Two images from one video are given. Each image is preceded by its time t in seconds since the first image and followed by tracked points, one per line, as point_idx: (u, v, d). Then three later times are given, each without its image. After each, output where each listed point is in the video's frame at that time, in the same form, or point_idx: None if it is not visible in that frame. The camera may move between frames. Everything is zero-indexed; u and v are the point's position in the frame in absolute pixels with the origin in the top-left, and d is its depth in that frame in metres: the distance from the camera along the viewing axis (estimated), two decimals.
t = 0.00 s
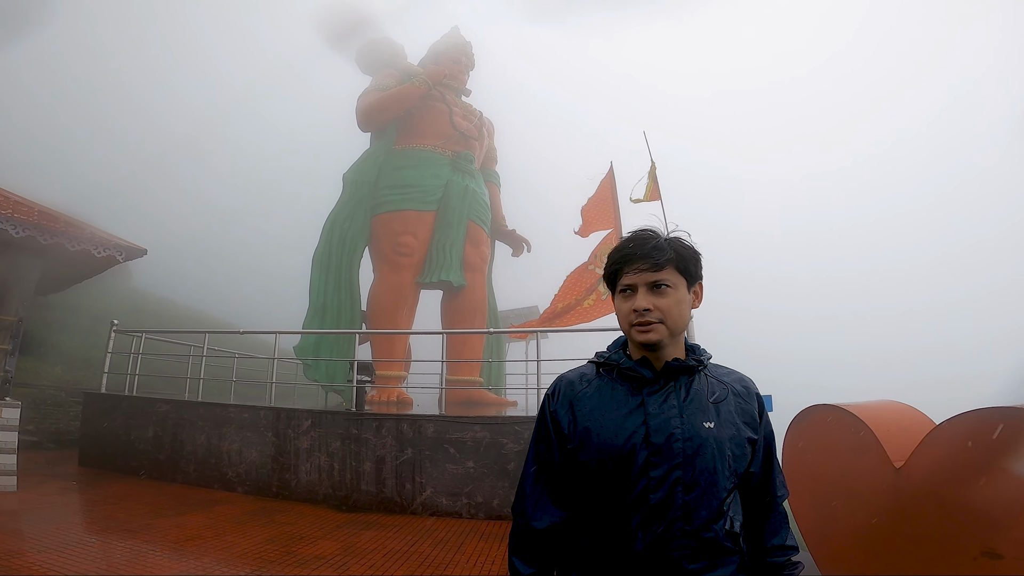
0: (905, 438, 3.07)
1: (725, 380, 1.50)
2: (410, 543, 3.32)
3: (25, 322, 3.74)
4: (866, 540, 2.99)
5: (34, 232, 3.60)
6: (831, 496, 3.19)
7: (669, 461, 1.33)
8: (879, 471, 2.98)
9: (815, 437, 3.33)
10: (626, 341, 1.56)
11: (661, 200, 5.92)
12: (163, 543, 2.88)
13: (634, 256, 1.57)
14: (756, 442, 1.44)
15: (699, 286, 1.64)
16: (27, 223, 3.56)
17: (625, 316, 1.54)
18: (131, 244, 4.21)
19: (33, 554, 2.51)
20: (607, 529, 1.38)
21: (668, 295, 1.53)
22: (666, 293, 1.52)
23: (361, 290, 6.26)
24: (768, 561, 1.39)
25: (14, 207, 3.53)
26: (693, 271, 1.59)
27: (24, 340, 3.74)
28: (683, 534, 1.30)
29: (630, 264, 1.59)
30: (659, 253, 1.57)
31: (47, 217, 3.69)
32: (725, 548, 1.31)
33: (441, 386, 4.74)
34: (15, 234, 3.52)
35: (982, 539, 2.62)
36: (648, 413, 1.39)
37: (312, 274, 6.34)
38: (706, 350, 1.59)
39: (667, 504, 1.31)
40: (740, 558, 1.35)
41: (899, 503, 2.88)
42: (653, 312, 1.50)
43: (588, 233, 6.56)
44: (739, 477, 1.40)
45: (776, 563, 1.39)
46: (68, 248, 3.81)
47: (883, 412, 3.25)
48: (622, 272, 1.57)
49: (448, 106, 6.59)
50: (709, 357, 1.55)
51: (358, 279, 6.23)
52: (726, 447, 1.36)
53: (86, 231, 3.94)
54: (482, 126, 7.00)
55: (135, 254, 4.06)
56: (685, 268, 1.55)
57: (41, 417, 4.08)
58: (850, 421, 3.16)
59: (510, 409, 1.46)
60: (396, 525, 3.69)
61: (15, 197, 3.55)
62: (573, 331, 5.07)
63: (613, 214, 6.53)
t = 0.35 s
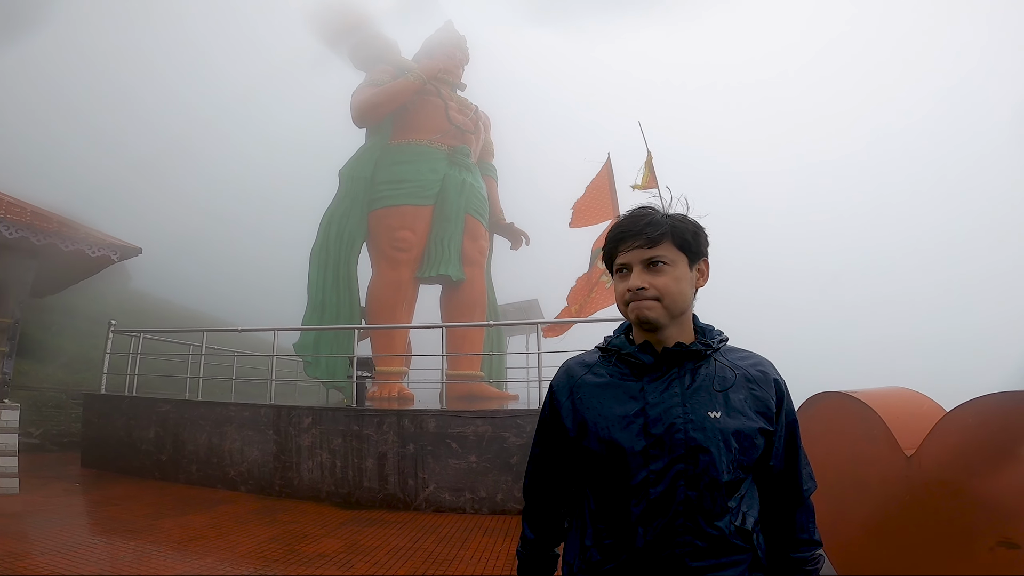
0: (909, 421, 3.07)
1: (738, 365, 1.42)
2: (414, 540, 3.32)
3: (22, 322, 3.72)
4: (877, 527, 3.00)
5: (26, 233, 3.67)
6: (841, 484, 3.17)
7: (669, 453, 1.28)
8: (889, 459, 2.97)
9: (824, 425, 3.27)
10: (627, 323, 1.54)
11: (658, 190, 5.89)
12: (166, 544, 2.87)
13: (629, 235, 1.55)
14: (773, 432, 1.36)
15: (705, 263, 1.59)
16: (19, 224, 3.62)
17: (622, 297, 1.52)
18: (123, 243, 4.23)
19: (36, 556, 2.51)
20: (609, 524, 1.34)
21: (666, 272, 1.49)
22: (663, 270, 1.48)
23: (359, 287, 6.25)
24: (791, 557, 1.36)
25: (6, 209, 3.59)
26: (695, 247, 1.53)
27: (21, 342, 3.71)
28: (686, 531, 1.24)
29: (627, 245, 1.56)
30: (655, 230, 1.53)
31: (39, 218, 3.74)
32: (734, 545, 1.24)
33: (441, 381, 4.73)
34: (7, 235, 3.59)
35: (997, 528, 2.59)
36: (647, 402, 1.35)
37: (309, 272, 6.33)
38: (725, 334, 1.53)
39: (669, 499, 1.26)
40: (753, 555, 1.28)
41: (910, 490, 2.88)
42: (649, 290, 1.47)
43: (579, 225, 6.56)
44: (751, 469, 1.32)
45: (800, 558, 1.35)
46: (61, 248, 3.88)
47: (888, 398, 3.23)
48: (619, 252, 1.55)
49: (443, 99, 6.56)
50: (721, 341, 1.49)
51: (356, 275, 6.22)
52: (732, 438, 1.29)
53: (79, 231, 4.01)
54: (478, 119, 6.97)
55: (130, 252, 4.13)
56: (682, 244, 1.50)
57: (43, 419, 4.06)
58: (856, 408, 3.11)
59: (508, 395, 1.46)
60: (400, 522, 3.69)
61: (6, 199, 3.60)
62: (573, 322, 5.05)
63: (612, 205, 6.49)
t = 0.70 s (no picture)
0: (906, 431, 3.02)
1: (742, 373, 1.39)
2: (402, 541, 3.28)
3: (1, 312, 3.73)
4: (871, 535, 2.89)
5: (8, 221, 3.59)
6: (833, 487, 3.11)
7: (668, 464, 1.26)
8: (885, 466, 2.90)
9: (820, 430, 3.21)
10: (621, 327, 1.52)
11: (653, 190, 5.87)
12: (147, 544, 2.83)
13: (619, 237, 1.53)
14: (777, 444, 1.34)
15: (706, 264, 1.53)
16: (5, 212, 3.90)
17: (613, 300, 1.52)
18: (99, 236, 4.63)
19: (13, 556, 2.47)
20: (606, 534, 1.32)
21: (653, 274, 1.46)
22: (648, 272, 1.45)
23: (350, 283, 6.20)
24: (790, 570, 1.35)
25: None
26: (688, 247, 1.48)
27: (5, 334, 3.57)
28: (684, 545, 1.22)
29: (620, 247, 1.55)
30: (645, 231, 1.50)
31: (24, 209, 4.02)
32: (734, 561, 1.23)
33: (431, 380, 4.69)
34: None
35: (992, 535, 2.45)
36: (647, 410, 1.32)
37: (299, 268, 6.27)
38: (728, 351, 1.46)
39: (667, 511, 1.24)
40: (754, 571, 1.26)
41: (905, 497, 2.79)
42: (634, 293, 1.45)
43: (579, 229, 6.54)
44: (754, 482, 1.30)
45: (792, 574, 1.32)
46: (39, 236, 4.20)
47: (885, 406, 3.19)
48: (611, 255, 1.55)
49: (437, 96, 6.52)
50: (724, 347, 1.45)
51: (346, 272, 6.17)
52: (735, 450, 1.27)
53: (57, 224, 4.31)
54: (473, 117, 6.92)
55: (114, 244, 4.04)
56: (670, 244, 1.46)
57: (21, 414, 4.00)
58: (852, 413, 3.08)
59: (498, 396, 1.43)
60: (387, 523, 3.66)
61: None
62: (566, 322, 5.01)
63: (607, 205, 6.47)
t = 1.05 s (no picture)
0: (907, 438, 3.01)
1: (745, 379, 1.37)
2: (399, 547, 3.27)
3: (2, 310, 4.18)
4: (878, 544, 2.86)
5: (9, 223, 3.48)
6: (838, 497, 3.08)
7: (662, 468, 1.24)
8: (887, 474, 2.89)
9: (822, 438, 3.19)
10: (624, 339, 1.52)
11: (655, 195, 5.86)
12: (142, 546, 2.82)
13: (619, 250, 1.53)
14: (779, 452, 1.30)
15: (706, 274, 1.52)
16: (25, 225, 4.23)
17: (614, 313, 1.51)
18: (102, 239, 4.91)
19: (7, 557, 2.46)
20: (601, 538, 1.30)
21: (654, 287, 1.45)
22: (649, 286, 1.44)
23: (350, 286, 6.20)
24: None
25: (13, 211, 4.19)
26: (688, 259, 1.47)
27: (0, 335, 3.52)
28: (676, 549, 1.19)
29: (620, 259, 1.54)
30: (645, 244, 1.49)
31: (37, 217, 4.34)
32: (729, 570, 1.18)
33: (431, 385, 4.68)
34: (18, 234, 4.22)
35: (998, 541, 2.40)
36: (644, 414, 1.32)
37: (300, 271, 6.26)
38: (735, 351, 1.49)
39: (661, 514, 1.22)
40: None
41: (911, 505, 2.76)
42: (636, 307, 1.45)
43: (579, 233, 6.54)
44: (754, 491, 1.26)
45: None
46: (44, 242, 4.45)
47: (886, 413, 3.18)
48: (611, 268, 1.53)
49: (440, 100, 6.53)
50: (728, 355, 1.45)
51: (347, 275, 6.17)
52: (732, 455, 1.25)
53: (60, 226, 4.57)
54: (475, 121, 6.94)
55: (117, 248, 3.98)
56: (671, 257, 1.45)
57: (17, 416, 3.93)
58: (852, 420, 3.07)
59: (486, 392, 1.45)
60: (385, 528, 3.64)
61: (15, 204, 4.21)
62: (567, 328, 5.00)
63: (608, 210, 6.46)
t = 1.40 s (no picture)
0: (924, 442, 2.99)
1: (741, 385, 1.37)
2: (409, 552, 3.27)
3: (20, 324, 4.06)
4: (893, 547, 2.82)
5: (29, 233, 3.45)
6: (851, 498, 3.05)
7: (656, 470, 1.26)
8: (900, 478, 2.87)
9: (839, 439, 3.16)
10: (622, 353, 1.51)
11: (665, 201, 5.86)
12: (157, 550, 2.84)
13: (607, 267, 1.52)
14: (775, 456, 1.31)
15: (692, 283, 1.54)
16: (32, 229, 3.88)
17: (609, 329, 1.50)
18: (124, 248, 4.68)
19: (24, 560, 2.48)
20: (597, 538, 1.33)
21: (647, 301, 1.45)
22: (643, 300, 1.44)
23: (362, 293, 6.22)
24: None
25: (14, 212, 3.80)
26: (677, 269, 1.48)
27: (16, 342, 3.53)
28: (666, 549, 1.22)
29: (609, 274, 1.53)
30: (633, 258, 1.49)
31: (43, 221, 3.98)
32: (718, 571, 1.20)
33: (441, 391, 4.70)
34: (33, 240, 3.93)
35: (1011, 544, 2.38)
36: (640, 418, 1.33)
37: (312, 278, 6.29)
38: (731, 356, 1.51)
39: (653, 517, 1.24)
40: None
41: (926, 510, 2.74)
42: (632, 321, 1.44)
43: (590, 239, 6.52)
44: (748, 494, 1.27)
45: None
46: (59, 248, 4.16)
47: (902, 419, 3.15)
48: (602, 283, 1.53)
49: (449, 107, 6.58)
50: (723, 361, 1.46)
51: (359, 282, 6.21)
52: (725, 458, 1.25)
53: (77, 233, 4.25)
54: (483, 129, 6.97)
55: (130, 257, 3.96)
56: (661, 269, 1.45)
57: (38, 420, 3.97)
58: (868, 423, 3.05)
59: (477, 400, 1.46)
60: (396, 533, 3.65)
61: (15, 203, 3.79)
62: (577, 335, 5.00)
63: (617, 216, 6.46)
